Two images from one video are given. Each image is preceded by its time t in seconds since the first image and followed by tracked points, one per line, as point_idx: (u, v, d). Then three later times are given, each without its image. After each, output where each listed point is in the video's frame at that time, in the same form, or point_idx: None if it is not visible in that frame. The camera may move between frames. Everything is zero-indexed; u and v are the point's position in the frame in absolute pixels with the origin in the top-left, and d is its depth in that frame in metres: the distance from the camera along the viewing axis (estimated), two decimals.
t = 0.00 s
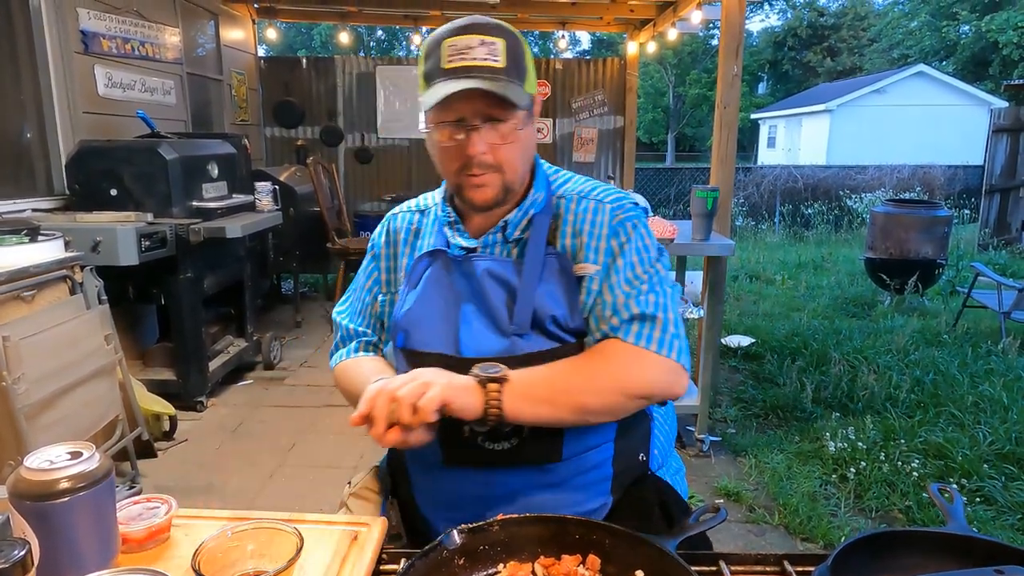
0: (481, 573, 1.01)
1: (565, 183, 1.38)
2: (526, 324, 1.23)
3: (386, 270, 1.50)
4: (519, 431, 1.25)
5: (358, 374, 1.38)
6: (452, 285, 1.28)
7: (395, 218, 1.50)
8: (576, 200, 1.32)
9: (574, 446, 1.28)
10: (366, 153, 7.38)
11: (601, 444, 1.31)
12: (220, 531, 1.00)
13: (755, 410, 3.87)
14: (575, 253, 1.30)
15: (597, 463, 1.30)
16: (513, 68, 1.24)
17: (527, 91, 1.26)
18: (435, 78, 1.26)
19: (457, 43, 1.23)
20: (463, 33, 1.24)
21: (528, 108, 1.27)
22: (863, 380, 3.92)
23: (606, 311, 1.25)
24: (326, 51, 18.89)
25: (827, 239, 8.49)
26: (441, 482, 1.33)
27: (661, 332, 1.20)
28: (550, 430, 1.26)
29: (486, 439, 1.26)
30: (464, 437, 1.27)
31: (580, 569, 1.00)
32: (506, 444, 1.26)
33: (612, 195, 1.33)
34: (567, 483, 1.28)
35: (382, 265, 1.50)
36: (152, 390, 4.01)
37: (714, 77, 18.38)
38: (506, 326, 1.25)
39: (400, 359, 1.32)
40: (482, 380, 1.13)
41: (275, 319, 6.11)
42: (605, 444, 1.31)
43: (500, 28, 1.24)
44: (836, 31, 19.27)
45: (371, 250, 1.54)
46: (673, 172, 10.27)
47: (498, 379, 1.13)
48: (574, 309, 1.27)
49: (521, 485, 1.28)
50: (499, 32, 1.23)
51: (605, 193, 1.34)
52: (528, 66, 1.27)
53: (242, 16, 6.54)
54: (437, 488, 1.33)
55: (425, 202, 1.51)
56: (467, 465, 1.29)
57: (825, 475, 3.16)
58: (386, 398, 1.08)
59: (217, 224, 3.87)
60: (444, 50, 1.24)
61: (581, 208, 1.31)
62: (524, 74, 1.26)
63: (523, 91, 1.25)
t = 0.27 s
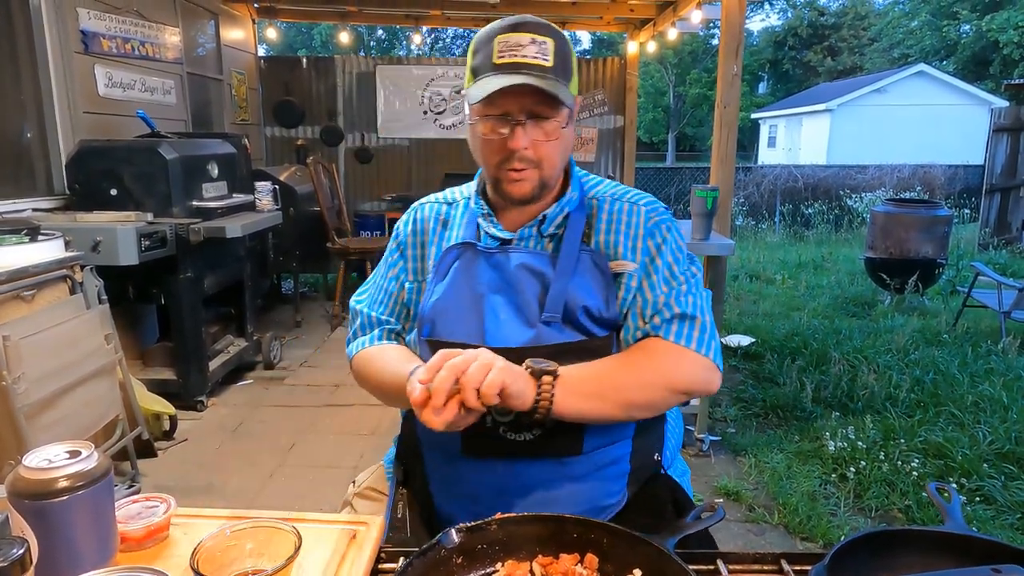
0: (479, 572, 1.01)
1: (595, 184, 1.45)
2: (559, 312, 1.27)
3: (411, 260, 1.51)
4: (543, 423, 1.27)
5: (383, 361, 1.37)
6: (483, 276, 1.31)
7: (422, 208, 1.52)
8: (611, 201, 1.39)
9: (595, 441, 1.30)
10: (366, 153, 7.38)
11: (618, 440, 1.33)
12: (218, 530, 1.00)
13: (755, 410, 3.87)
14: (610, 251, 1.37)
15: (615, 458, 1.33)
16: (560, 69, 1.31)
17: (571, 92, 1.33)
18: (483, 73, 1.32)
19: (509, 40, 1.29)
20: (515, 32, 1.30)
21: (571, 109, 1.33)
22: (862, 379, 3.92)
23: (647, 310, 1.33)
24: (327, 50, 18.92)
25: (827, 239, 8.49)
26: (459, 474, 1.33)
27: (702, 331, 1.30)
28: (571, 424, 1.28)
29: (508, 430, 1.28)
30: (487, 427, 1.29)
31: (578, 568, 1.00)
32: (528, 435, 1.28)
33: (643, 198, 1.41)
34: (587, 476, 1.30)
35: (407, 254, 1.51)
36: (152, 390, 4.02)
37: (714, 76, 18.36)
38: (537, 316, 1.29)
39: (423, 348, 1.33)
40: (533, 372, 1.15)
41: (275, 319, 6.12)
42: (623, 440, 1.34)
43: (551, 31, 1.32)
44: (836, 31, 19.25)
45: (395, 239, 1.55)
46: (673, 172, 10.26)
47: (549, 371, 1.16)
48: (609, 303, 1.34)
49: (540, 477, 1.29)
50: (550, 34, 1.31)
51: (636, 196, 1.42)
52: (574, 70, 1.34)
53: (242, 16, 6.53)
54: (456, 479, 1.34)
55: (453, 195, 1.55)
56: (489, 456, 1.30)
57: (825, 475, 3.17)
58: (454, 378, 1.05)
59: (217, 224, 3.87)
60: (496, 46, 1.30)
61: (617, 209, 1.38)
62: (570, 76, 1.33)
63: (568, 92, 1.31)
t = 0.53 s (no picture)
0: (479, 572, 1.01)
1: (616, 189, 1.48)
2: (582, 311, 1.29)
3: (427, 255, 1.51)
4: (558, 421, 1.28)
5: (404, 353, 1.36)
6: (506, 273, 1.32)
7: (440, 203, 1.53)
8: (634, 204, 1.42)
9: (608, 441, 1.31)
10: (367, 153, 7.39)
11: (631, 441, 1.33)
12: (219, 529, 1.00)
13: (756, 410, 3.87)
14: (633, 252, 1.39)
15: (627, 460, 1.34)
16: (577, 69, 1.30)
17: (588, 92, 1.31)
18: (501, 71, 1.31)
19: (525, 40, 1.28)
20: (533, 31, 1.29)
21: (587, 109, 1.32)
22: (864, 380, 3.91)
23: (671, 308, 1.35)
24: (329, 50, 18.95)
25: (828, 239, 8.48)
26: (471, 471, 1.33)
27: (727, 327, 1.31)
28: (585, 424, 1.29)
29: (524, 428, 1.28)
30: (501, 425, 1.29)
31: (578, 568, 1.00)
32: (542, 434, 1.28)
33: (664, 201, 1.43)
34: (599, 476, 1.31)
35: (425, 249, 1.51)
36: (153, 389, 4.02)
37: (715, 76, 18.33)
38: (560, 316, 1.31)
39: (445, 344, 1.34)
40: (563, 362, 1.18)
41: (276, 319, 6.12)
42: (635, 442, 1.35)
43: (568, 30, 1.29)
44: (838, 30, 19.24)
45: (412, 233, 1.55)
46: (674, 172, 10.25)
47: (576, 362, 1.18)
48: (634, 299, 1.33)
49: (553, 476, 1.29)
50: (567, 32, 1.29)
51: (655, 199, 1.45)
52: (592, 69, 1.32)
53: (244, 16, 6.54)
54: (467, 476, 1.34)
55: (471, 192, 1.56)
56: (503, 454, 1.30)
57: (826, 475, 3.16)
58: (472, 368, 1.10)
59: (218, 224, 3.87)
60: (511, 45, 1.29)
61: (639, 211, 1.40)
62: (587, 76, 1.31)
63: (584, 92, 1.30)
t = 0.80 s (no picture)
0: (480, 572, 1.01)
1: (626, 191, 1.48)
2: (591, 313, 1.28)
3: (435, 255, 1.51)
4: (565, 425, 1.28)
5: (412, 355, 1.36)
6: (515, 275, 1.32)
7: (447, 201, 1.52)
8: (643, 206, 1.42)
9: (615, 444, 1.31)
10: (369, 152, 7.39)
11: (638, 445, 1.34)
12: (220, 529, 1.00)
13: (758, 409, 3.87)
14: (642, 256, 1.39)
15: (633, 463, 1.33)
16: (572, 69, 1.28)
17: (584, 91, 1.29)
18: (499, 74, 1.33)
19: (519, 41, 1.29)
20: (527, 32, 1.30)
21: (585, 109, 1.30)
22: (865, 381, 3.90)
23: (679, 316, 1.35)
24: (330, 50, 18.97)
25: (830, 238, 8.47)
26: (477, 473, 1.33)
27: (728, 342, 1.33)
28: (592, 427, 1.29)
29: (530, 431, 1.28)
30: (508, 427, 1.29)
31: (580, 569, 1.00)
32: (549, 437, 1.28)
33: (674, 204, 1.43)
34: (605, 479, 1.31)
35: (432, 249, 1.51)
36: (155, 388, 4.03)
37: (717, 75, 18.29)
38: (568, 318, 1.30)
39: (451, 346, 1.34)
40: (570, 374, 1.17)
41: (278, 318, 6.12)
42: (642, 446, 1.34)
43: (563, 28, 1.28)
44: (840, 30, 19.20)
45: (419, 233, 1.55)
46: (676, 171, 10.24)
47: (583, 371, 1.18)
48: (643, 304, 1.32)
49: (559, 478, 1.30)
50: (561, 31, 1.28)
51: (665, 202, 1.44)
52: (590, 68, 1.31)
53: (246, 15, 6.54)
54: (472, 478, 1.34)
55: (478, 191, 1.55)
56: (509, 456, 1.30)
57: (828, 475, 3.16)
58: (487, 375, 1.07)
59: (220, 223, 3.88)
60: (507, 47, 1.30)
61: (648, 215, 1.40)
62: (584, 75, 1.30)
63: (579, 91, 1.28)
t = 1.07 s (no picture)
0: (484, 573, 1.00)
1: (626, 189, 1.47)
2: (593, 313, 1.28)
3: (434, 256, 1.51)
4: (568, 427, 1.27)
5: (413, 359, 1.37)
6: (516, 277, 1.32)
7: (446, 202, 1.52)
8: (644, 205, 1.41)
9: (617, 446, 1.31)
10: (371, 152, 7.39)
11: (640, 447, 1.33)
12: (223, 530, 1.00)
13: (760, 409, 3.86)
14: (642, 255, 1.38)
15: (635, 465, 1.33)
16: (565, 70, 1.28)
17: (579, 92, 1.29)
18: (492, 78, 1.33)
19: (512, 44, 1.29)
20: (520, 34, 1.29)
21: (580, 110, 1.29)
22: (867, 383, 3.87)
23: (679, 316, 1.34)
24: (333, 49, 19.00)
25: (832, 238, 8.45)
26: (480, 475, 1.33)
27: (728, 343, 1.33)
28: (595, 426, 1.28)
29: (533, 433, 1.28)
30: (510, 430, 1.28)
31: (583, 570, 0.99)
32: (552, 439, 1.28)
33: (676, 202, 1.42)
34: (608, 481, 1.30)
35: (431, 250, 1.51)
36: (157, 388, 4.03)
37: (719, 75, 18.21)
38: (569, 318, 1.29)
39: (453, 348, 1.34)
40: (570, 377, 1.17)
41: (280, 317, 6.12)
42: (644, 447, 1.34)
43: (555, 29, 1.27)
44: (842, 29, 19.16)
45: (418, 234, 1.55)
46: (678, 171, 10.22)
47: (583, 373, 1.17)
48: (645, 303, 1.32)
49: (562, 480, 1.30)
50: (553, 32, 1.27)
51: (665, 200, 1.43)
52: (584, 68, 1.30)
53: (248, 15, 6.54)
54: (475, 480, 1.33)
55: (476, 192, 1.55)
56: (512, 458, 1.30)
57: (831, 475, 3.15)
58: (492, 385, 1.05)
59: (222, 223, 3.88)
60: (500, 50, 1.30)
61: (650, 213, 1.40)
62: (578, 76, 1.29)
63: (573, 93, 1.27)
